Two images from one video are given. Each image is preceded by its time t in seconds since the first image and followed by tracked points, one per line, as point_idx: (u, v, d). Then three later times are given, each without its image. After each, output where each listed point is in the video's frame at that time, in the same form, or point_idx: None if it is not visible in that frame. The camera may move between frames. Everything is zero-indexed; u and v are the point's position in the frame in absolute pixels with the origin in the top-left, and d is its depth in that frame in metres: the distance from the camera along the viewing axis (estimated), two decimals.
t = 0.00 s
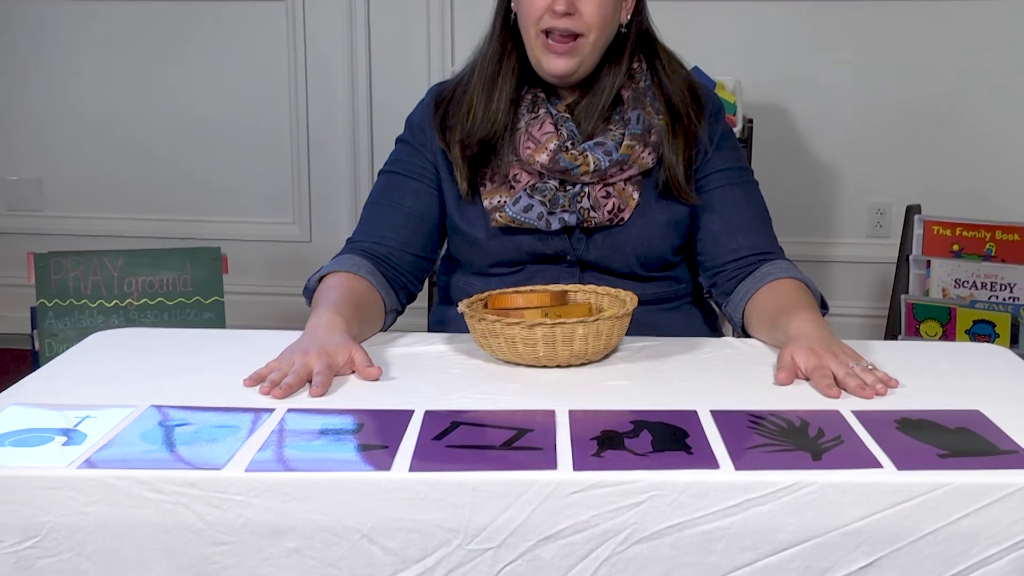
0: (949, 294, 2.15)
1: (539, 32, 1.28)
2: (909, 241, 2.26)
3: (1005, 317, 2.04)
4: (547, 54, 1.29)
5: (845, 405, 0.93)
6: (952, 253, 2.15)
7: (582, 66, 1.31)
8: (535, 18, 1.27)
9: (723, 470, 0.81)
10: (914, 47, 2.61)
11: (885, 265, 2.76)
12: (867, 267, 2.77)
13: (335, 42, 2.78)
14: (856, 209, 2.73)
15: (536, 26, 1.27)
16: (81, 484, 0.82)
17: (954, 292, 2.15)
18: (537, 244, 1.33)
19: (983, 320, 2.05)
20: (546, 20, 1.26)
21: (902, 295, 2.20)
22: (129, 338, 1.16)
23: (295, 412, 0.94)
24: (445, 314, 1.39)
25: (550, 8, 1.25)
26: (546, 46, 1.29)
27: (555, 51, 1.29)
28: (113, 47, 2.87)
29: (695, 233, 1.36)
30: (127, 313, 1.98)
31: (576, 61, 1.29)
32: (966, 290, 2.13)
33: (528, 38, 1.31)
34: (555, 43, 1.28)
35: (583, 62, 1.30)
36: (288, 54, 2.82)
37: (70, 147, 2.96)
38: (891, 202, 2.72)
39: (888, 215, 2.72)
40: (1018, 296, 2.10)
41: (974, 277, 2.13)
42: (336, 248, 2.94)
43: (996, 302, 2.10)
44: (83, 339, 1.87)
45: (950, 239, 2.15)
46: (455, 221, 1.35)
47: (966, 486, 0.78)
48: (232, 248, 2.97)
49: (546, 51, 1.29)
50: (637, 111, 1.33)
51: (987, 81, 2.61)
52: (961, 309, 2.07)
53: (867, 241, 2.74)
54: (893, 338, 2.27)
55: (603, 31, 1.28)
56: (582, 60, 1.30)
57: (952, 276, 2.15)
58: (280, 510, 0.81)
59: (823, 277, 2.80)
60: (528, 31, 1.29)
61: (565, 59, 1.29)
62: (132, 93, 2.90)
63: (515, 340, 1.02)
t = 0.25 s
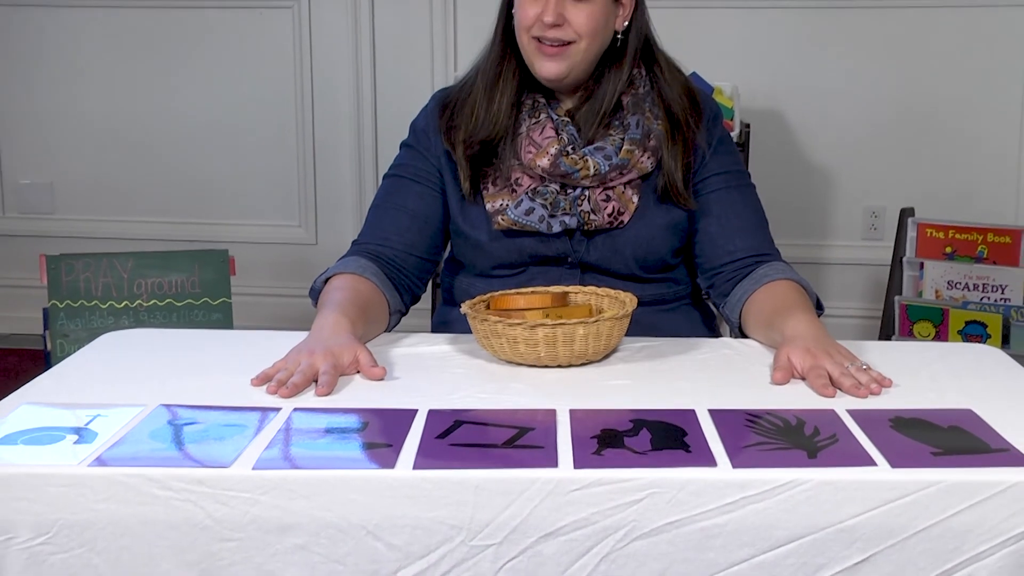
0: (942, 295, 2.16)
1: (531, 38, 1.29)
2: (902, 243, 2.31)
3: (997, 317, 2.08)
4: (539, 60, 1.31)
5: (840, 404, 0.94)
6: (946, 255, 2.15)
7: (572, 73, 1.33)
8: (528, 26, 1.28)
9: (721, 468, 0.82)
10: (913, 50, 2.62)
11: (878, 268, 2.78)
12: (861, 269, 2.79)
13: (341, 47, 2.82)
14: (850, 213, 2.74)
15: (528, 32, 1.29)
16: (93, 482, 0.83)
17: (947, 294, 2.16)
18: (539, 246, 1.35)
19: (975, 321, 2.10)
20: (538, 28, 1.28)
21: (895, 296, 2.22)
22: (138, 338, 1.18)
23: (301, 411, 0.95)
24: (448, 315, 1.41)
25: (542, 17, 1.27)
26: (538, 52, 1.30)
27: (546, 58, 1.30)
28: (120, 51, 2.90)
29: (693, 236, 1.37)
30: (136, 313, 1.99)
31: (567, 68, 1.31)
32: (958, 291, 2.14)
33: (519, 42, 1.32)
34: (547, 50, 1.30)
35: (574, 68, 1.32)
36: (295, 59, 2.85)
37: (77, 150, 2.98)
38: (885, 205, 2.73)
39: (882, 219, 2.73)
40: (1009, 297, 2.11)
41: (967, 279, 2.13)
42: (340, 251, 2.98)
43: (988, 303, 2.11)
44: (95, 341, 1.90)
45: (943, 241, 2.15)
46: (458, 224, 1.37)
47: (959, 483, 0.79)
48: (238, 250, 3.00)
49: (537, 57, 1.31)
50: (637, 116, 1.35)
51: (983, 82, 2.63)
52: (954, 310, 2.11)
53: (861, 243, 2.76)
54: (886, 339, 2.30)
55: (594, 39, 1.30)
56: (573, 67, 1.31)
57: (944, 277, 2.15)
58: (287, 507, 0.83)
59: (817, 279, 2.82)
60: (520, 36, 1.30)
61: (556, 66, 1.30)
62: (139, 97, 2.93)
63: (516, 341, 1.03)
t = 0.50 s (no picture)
0: (936, 296, 2.18)
1: (537, 47, 1.31)
2: (898, 245, 2.36)
3: (989, 319, 2.06)
4: (546, 69, 1.32)
5: (835, 403, 0.96)
6: (939, 257, 2.17)
7: (579, 79, 1.34)
8: (534, 35, 1.30)
9: (719, 467, 0.84)
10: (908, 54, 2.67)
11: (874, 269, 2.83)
12: (856, 270, 2.84)
13: (345, 51, 2.85)
14: (846, 216, 2.80)
15: (534, 41, 1.31)
16: (103, 479, 0.85)
17: (941, 295, 2.17)
18: (540, 249, 1.36)
19: (966, 322, 2.08)
20: (544, 37, 1.30)
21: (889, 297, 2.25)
22: (146, 339, 1.20)
23: (307, 410, 0.97)
24: (451, 316, 1.43)
25: (548, 26, 1.29)
26: (545, 61, 1.32)
27: (553, 66, 1.32)
28: (128, 56, 2.94)
29: (691, 238, 1.39)
30: (146, 315, 2.00)
31: (574, 75, 1.33)
32: (952, 292, 2.15)
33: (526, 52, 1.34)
34: (553, 58, 1.31)
35: (581, 75, 1.33)
36: (300, 63, 2.88)
37: (87, 153, 3.02)
38: (880, 208, 2.78)
39: (877, 221, 2.79)
40: (1001, 299, 2.11)
41: (960, 280, 2.14)
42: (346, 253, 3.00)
43: (981, 304, 2.09)
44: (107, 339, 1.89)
45: (937, 243, 2.17)
46: (460, 227, 1.39)
47: (952, 481, 0.81)
48: (246, 252, 3.04)
49: (544, 66, 1.32)
50: (636, 121, 1.37)
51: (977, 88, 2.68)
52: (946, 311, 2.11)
53: (856, 245, 2.81)
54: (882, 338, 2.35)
55: (600, 46, 1.32)
56: (580, 74, 1.33)
57: (938, 279, 2.17)
58: (293, 504, 0.85)
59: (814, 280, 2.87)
60: (527, 46, 1.32)
61: (563, 74, 1.32)
62: (148, 102, 2.97)
63: (518, 341, 1.05)
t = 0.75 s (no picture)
0: (929, 297, 2.19)
1: (541, 53, 1.32)
2: (892, 247, 2.38)
3: (981, 319, 2.10)
4: (550, 74, 1.34)
5: (832, 402, 0.98)
6: (932, 258, 2.19)
7: (583, 83, 1.36)
8: (538, 42, 1.31)
9: (717, 464, 0.86)
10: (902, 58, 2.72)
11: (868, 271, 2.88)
12: (852, 272, 2.89)
13: (350, 58, 2.90)
14: (841, 218, 2.85)
15: (538, 48, 1.32)
16: (112, 477, 0.87)
17: (934, 296, 2.19)
18: (541, 250, 1.38)
19: (960, 322, 2.12)
20: (549, 44, 1.31)
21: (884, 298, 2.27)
22: (154, 339, 1.22)
23: (312, 409, 0.99)
24: (454, 317, 1.45)
25: (552, 33, 1.30)
26: (549, 66, 1.34)
27: (557, 71, 1.34)
28: (138, 61, 2.99)
29: (689, 239, 1.41)
30: (154, 316, 2.02)
31: (578, 79, 1.35)
32: (945, 293, 2.17)
33: (530, 57, 1.35)
34: (557, 63, 1.33)
35: (585, 79, 1.35)
36: (306, 70, 2.93)
37: (98, 157, 3.08)
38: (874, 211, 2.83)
39: (872, 224, 2.84)
40: (994, 300, 2.12)
41: (953, 282, 2.15)
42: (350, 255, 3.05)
43: (973, 305, 2.13)
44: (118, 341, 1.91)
45: (930, 245, 2.19)
46: (463, 229, 1.41)
47: (945, 478, 0.83)
48: (254, 253, 3.10)
49: (548, 71, 1.34)
50: (635, 125, 1.39)
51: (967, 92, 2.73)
52: (940, 312, 2.15)
53: (851, 247, 2.86)
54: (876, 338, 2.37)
55: (602, 50, 1.33)
56: (583, 79, 1.35)
57: (931, 280, 2.18)
58: (299, 501, 0.86)
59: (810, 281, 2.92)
60: (531, 52, 1.33)
61: (567, 79, 1.34)
62: (157, 107, 3.02)
63: (520, 342, 1.07)
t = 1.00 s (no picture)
0: (921, 298, 2.22)
1: (542, 59, 1.35)
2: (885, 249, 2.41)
3: (972, 320, 2.11)
4: (551, 80, 1.36)
5: (825, 401, 1.00)
6: (924, 261, 2.22)
7: (584, 89, 1.38)
8: (539, 48, 1.33)
9: (714, 462, 0.87)
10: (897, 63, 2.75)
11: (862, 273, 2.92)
12: (845, 274, 2.93)
13: (356, 66, 2.96)
14: (835, 221, 2.88)
15: (540, 54, 1.34)
16: (123, 474, 0.89)
17: (926, 297, 2.22)
18: (542, 253, 1.40)
19: (950, 323, 2.14)
20: (550, 50, 1.33)
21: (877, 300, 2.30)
22: (162, 340, 1.24)
23: (318, 408, 1.01)
24: (456, 318, 1.47)
25: (553, 39, 1.32)
26: (550, 72, 1.35)
27: (558, 77, 1.35)
28: (149, 67, 3.05)
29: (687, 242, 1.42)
30: (165, 317, 2.06)
31: (579, 84, 1.36)
32: (936, 294, 2.20)
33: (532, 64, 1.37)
34: (558, 69, 1.35)
35: (585, 85, 1.37)
36: (313, 77, 2.99)
37: (110, 161, 3.14)
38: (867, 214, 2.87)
39: (865, 227, 2.87)
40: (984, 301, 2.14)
41: (945, 283, 2.19)
42: (355, 258, 3.11)
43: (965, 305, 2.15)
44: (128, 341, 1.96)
45: (922, 248, 2.22)
46: (465, 232, 1.43)
47: (937, 475, 0.84)
48: (261, 255, 3.15)
49: (549, 77, 1.36)
50: (633, 130, 1.41)
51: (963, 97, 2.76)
52: (931, 312, 2.17)
53: (845, 249, 2.90)
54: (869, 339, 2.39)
55: (603, 56, 1.35)
56: (584, 84, 1.37)
57: (923, 282, 2.22)
58: (304, 498, 0.88)
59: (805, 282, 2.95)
60: (532, 58, 1.35)
61: (568, 84, 1.36)
62: (167, 112, 3.08)
63: (521, 342, 1.08)
